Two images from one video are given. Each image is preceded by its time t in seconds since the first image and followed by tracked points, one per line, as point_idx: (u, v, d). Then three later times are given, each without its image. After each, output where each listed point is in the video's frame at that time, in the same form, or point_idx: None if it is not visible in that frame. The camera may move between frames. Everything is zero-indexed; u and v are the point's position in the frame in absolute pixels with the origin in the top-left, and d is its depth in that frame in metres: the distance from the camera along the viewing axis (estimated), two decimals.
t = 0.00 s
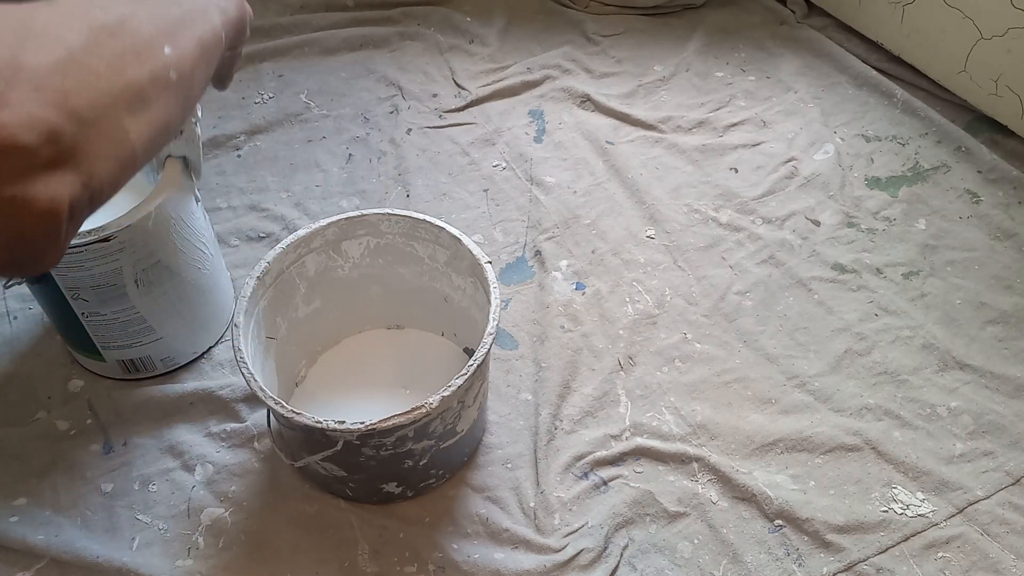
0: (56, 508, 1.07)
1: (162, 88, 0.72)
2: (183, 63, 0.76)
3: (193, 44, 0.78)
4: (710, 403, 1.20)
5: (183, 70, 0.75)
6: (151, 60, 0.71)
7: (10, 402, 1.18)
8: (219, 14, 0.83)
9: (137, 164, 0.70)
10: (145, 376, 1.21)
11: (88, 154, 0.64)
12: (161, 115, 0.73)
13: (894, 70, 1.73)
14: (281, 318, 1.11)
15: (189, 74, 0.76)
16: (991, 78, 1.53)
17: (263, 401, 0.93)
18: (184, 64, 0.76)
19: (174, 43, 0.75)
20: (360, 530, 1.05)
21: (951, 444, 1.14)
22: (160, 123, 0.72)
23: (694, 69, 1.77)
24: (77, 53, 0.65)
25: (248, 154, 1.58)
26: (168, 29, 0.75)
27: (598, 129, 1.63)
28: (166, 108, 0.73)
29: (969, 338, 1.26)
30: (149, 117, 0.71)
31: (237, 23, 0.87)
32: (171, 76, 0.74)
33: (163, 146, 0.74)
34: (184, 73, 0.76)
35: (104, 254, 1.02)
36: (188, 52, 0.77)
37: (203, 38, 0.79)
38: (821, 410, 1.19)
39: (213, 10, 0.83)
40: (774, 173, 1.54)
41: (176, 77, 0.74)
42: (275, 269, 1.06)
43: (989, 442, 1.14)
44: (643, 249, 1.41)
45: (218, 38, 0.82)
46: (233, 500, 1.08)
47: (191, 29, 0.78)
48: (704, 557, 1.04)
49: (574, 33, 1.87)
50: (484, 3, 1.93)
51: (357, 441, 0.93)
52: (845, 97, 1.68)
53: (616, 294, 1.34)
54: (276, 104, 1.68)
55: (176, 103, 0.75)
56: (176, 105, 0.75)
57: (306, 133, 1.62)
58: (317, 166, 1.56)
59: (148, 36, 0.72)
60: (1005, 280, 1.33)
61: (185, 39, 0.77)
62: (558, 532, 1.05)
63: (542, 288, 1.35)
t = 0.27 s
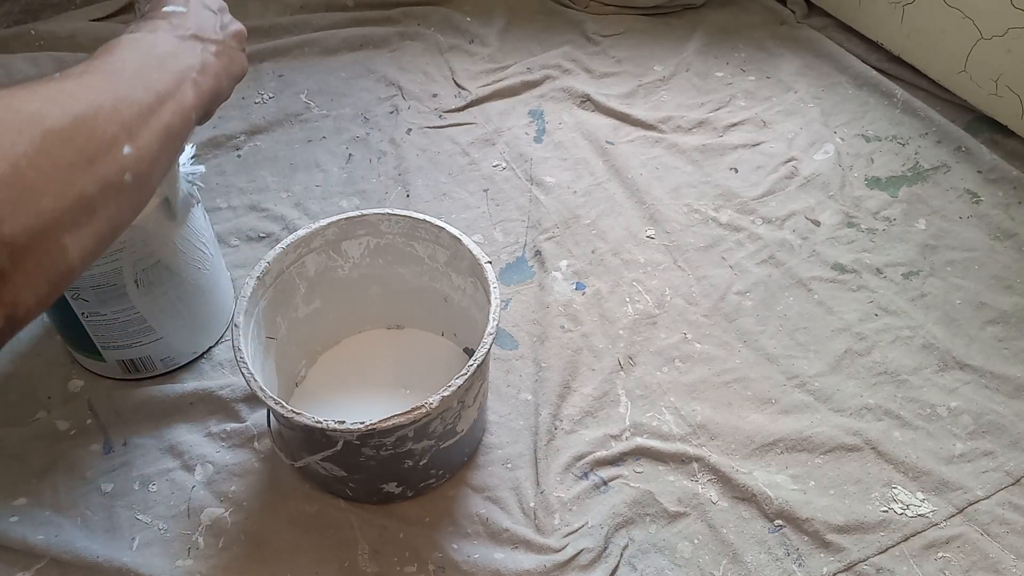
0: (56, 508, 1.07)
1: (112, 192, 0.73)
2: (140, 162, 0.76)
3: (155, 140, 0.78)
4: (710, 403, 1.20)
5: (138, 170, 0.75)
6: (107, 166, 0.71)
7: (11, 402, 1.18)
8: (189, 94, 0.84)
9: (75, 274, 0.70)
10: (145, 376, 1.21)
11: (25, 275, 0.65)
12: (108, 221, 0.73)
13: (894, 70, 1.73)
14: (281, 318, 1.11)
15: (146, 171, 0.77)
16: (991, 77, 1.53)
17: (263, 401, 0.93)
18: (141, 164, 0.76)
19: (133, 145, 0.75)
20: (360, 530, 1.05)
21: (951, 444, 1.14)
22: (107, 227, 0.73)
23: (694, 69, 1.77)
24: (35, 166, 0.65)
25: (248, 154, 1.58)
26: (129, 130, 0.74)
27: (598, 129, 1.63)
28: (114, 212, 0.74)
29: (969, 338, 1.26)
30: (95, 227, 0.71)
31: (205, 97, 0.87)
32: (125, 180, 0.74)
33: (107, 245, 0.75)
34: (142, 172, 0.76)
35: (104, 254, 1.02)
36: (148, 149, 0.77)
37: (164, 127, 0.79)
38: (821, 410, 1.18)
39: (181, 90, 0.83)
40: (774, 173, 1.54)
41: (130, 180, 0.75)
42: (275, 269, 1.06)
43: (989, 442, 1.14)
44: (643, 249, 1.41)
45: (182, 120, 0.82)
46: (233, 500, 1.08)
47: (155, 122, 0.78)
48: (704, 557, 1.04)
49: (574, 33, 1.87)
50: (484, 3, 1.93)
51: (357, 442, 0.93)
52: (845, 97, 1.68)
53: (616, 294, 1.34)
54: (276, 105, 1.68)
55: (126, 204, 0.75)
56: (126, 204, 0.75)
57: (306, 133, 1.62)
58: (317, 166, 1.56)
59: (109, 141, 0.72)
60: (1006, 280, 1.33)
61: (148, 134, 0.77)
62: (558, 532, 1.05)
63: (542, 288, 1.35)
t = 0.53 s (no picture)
0: (56, 508, 1.07)
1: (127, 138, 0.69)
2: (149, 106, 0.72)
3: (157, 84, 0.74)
4: (710, 403, 1.20)
5: (146, 120, 0.72)
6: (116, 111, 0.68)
7: (10, 402, 1.18)
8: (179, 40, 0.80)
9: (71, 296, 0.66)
10: (145, 375, 1.21)
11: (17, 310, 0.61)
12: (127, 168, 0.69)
13: (894, 70, 1.73)
14: (281, 318, 1.11)
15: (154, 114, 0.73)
16: (991, 77, 1.53)
17: (263, 401, 0.93)
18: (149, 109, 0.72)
19: (139, 92, 0.71)
20: (360, 530, 1.05)
21: (951, 444, 1.14)
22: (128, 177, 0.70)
23: (694, 69, 1.77)
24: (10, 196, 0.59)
25: (248, 154, 1.58)
26: (133, 79, 0.71)
27: (598, 129, 1.63)
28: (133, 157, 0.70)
29: (969, 338, 1.26)
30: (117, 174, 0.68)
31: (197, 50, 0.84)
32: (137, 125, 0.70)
33: (128, 197, 0.70)
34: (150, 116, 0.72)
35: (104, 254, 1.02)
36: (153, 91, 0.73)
37: (164, 73, 0.76)
38: (821, 410, 1.19)
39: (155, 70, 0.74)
40: (774, 173, 1.54)
41: (142, 127, 0.71)
42: (275, 269, 1.06)
43: (989, 442, 1.14)
44: (643, 249, 1.41)
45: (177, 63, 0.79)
46: (233, 500, 1.08)
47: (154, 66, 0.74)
48: (704, 557, 1.04)
49: (574, 33, 1.87)
50: (484, 3, 1.93)
51: (357, 441, 0.92)
52: (845, 97, 1.68)
53: (616, 294, 1.34)
54: (276, 104, 1.68)
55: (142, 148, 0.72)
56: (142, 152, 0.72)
57: (306, 133, 1.62)
58: (317, 166, 1.56)
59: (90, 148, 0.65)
60: (1005, 280, 1.33)
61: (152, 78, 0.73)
62: (558, 532, 1.05)
63: (542, 288, 1.35)
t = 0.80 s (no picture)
0: (56, 508, 1.07)
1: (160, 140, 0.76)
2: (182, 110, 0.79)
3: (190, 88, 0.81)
4: (710, 403, 1.20)
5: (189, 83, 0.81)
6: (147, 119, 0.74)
7: (10, 402, 1.18)
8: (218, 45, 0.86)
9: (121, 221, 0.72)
10: (145, 376, 1.21)
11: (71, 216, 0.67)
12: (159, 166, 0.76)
13: (894, 70, 1.73)
14: (281, 318, 1.11)
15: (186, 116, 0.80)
16: (991, 78, 1.53)
17: (263, 401, 0.93)
18: (182, 109, 0.79)
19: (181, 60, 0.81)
20: (360, 530, 1.05)
21: (951, 444, 1.14)
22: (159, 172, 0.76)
23: (694, 69, 1.77)
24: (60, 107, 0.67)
25: (248, 154, 1.58)
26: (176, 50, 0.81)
27: (598, 129, 1.63)
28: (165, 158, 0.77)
29: (969, 338, 1.26)
30: (151, 167, 0.75)
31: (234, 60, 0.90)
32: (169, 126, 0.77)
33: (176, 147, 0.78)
34: (183, 115, 0.79)
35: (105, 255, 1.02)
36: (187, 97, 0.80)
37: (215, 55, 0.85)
38: (821, 411, 1.18)
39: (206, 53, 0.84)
40: (774, 173, 1.54)
41: (186, 82, 0.80)
42: (275, 269, 1.06)
43: (989, 443, 1.14)
44: (643, 249, 1.41)
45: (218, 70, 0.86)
46: (233, 500, 1.08)
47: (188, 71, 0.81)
48: (704, 557, 1.04)
49: (574, 33, 1.87)
50: (484, 2, 1.93)
51: (357, 441, 0.93)
52: (845, 97, 1.68)
53: (616, 294, 1.34)
54: (276, 104, 1.68)
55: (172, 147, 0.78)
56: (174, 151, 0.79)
57: (306, 133, 1.62)
58: (317, 166, 1.56)
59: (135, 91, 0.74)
60: (1005, 280, 1.33)
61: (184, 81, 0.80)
62: (558, 532, 1.05)
63: (542, 288, 1.35)
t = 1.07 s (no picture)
0: (56, 508, 1.07)
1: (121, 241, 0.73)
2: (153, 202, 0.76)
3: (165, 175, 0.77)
4: (710, 403, 1.20)
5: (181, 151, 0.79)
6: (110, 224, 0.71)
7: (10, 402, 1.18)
8: (197, 120, 0.82)
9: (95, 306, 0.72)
10: (145, 376, 1.21)
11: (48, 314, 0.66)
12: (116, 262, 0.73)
13: (894, 70, 1.73)
14: (281, 318, 1.11)
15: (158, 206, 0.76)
16: (991, 78, 1.53)
17: (263, 401, 0.93)
18: (152, 202, 0.76)
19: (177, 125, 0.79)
20: (360, 530, 1.05)
21: (951, 444, 1.14)
22: (116, 271, 0.73)
23: (694, 69, 1.77)
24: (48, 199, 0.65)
25: (248, 154, 1.58)
26: (173, 114, 0.79)
27: (598, 129, 1.63)
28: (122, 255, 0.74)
29: (969, 338, 1.26)
30: (108, 268, 0.72)
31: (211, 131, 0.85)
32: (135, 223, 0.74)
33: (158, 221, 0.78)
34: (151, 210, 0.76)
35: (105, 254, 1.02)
36: (160, 186, 0.76)
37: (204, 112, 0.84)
38: (821, 411, 1.19)
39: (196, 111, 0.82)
40: (774, 173, 1.54)
41: (178, 150, 0.79)
42: (275, 269, 1.06)
43: (989, 443, 1.14)
44: (643, 249, 1.41)
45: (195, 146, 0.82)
46: (233, 500, 1.08)
47: (166, 155, 0.77)
48: (705, 557, 1.04)
49: (574, 33, 1.87)
50: (484, 3, 1.93)
51: (357, 442, 0.93)
52: (845, 97, 1.68)
53: (616, 294, 1.34)
54: (276, 104, 1.68)
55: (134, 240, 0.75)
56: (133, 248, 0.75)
57: (307, 133, 1.62)
58: (317, 166, 1.56)
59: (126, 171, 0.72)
60: (1006, 280, 1.33)
61: (159, 169, 0.76)
62: (558, 532, 1.05)
63: (542, 288, 1.35)
